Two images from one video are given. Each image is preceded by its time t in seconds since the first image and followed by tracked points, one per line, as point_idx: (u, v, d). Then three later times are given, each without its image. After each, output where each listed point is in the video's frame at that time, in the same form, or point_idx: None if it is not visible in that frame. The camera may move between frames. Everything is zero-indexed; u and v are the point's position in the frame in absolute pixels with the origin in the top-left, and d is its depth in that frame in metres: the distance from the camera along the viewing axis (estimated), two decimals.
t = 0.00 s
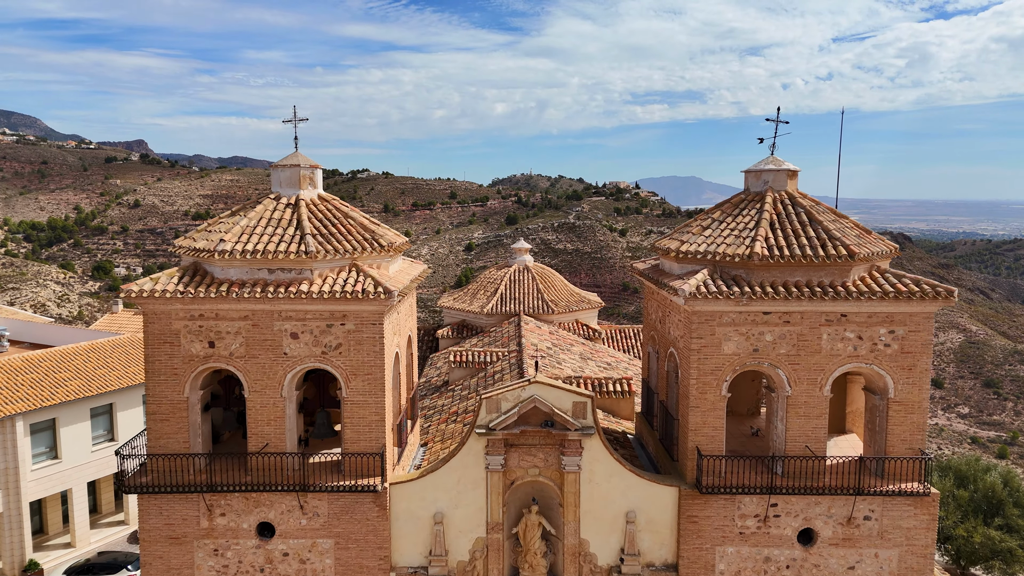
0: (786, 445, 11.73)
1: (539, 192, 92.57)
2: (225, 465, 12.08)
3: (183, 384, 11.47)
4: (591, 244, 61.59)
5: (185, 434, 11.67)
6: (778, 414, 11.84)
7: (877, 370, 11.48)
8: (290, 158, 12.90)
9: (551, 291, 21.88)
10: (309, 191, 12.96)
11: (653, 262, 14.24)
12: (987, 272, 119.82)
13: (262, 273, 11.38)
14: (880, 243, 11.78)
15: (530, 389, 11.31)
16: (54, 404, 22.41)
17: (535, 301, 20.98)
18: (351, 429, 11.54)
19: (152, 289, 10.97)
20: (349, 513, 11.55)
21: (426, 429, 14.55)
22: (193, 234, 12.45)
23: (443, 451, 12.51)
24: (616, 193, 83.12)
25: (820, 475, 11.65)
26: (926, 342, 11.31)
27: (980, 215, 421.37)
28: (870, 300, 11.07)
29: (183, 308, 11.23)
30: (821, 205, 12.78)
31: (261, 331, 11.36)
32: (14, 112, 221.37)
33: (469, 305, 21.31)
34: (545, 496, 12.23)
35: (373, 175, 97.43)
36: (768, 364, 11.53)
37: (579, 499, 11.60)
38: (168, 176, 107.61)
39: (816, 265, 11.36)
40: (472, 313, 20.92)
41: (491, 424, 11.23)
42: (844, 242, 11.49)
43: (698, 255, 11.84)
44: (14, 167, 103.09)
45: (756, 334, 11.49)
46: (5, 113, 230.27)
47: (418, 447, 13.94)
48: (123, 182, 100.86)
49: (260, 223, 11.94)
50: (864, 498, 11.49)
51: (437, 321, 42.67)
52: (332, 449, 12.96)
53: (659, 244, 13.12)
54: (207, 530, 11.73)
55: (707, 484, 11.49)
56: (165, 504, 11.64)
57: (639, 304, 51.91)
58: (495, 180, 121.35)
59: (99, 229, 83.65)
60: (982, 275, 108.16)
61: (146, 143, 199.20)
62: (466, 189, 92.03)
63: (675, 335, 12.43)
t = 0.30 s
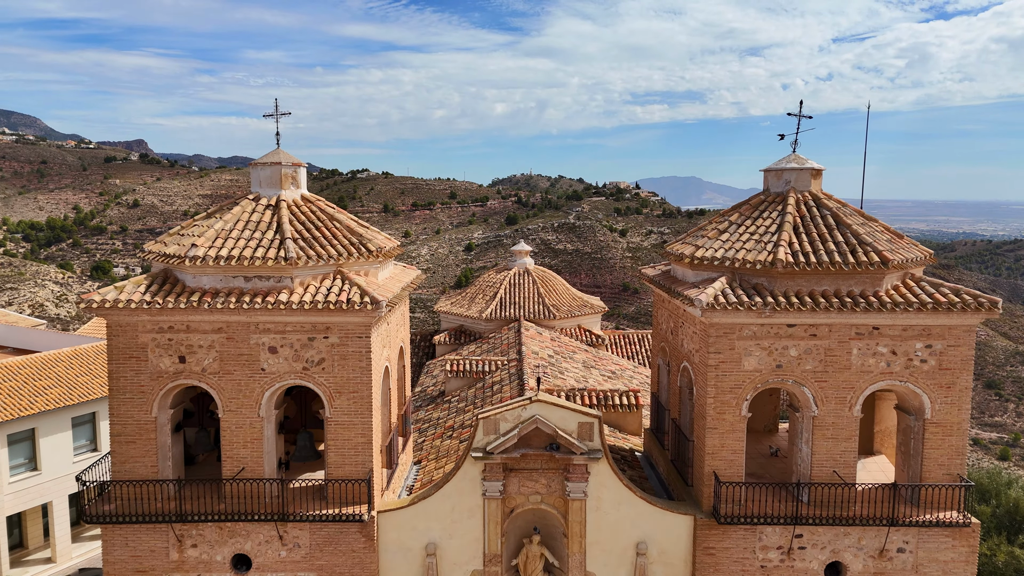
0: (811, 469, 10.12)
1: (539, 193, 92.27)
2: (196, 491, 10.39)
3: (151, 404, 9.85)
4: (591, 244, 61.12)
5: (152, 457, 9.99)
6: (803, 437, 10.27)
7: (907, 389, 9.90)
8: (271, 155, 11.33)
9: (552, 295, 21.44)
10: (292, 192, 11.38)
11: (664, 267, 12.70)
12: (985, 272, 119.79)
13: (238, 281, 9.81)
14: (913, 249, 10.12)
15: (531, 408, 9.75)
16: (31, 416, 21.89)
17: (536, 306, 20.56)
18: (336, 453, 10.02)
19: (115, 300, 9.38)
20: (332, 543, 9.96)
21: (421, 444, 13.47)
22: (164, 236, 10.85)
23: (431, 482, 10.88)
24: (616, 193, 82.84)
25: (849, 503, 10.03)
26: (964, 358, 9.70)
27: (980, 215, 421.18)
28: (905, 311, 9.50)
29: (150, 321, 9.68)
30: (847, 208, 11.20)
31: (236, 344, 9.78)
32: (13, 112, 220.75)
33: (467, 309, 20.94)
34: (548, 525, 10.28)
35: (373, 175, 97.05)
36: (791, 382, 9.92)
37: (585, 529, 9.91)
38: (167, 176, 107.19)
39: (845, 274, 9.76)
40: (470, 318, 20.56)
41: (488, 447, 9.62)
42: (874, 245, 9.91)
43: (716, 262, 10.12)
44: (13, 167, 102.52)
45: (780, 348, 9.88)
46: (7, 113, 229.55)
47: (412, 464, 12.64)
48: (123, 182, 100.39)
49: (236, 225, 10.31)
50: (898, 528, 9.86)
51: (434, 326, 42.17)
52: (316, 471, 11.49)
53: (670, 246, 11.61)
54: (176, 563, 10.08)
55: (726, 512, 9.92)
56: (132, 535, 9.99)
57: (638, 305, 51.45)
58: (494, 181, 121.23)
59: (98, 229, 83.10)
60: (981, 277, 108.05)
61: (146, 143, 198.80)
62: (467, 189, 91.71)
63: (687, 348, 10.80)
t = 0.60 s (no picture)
0: (842, 501, 9.32)
1: (539, 193, 92.10)
2: (160, 523, 9.43)
3: (110, 427, 9.05)
4: (591, 244, 60.79)
5: (113, 486, 9.18)
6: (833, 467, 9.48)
7: (950, 412, 9.13)
8: (248, 152, 10.44)
9: (553, 300, 21.09)
10: (270, 192, 10.46)
11: (675, 274, 11.95)
12: (984, 272, 119.78)
13: (207, 291, 8.97)
14: (953, 256, 9.48)
15: (532, 431, 8.99)
16: (12, 423, 21.31)
17: (536, 311, 20.21)
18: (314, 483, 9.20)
19: (67, 313, 8.54)
20: None
21: (412, 463, 12.92)
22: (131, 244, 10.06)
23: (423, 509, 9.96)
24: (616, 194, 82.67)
25: (883, 538, 9.21)
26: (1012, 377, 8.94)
27: (981, 214, 421.01)
28: (947, 326, 8.72)
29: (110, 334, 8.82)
30: (879, 211, 10.34)
31: (205, 361, 8.95)
32: (14, 112, 220.46)
33: (464, 315, 20.57)
34: (551, 559, 9.38)
35: (373, 175, 96.80)
36: (820, 404, 9.14)
37: (591, 565, 9.08)
38: (166, 176, 106.87)
39: (882, 283, 9.01)
40: (468, 324, 20.20)
41: (484, 475, 8.84)
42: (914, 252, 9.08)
43: (735, 269, 9.40)
44: (12, 167, 102.04)
45: (807, 366, 9.08)
46: (6, 113, 229.28)
47: (404, 485, 12.06)
48: (122, 182, 100.02)
49: (207, 229, 9.44)
50: (937, 566, 9.03)
51: (432, 330, 41.80)
52: (293, 500, 10.54)
53: (682, 254, 10.89)
54: None
55: (745, 548, 9.09)
56: (91, 572, 9.10)
57: (638, 306, 51.11)
58: (494, 182, 121.24)
59: (96, 229, 82.65)
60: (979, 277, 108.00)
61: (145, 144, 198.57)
62: (467, 189, 91.50)
63: (703, 364, 10.03)
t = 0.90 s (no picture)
0: (884, 538, 8.36)
1: (539, 194, 91.88)
2: (120, 563, 8.44)
3: (63, 456, 8.17)
4: (592, 245, 60.46)
5: (67, 521, 8.28)
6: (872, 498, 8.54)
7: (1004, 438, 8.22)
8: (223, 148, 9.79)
9: (554, 305, 20.70)
10: (246, 192, 9.83)
11: (692, 281, 11.31)
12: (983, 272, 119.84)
13: (173, 302, 8.17)
14: (1004, 264, 8.53)
15: (536, 460, 7.90)
16: None
17: (537, 317, 19.79)
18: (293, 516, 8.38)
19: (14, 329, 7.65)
20: None
21: (405, 485, 12.34)
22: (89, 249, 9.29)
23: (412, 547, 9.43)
24: (616, 194, 82.45)
25: None
26: None
27: (981, 214, 420.94)
28: (1002, 344, 7.75)
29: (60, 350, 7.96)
30: (920, 211, 9.30)
31: (170, 382, 8.12)
32: (14, 112, 220.26)
33: (463, 321, 20.21)
34: None
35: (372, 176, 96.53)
36: (860, 429, 8.16)
37: None
38: (166, 177, 106.55)
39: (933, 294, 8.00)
40: (466, 330, 19.82)
41: (483, 511, 7.78)
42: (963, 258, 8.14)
43: (763, 279, 8.41)
44: (11, 167, 101.53)
45: (844, 388, 8.12)
46: (6, 113, 228.99)
47: (396, 510, 11.44)
48: (121, 182, 99.62)
49: (173, 233, 8.69)
50: None
51: (431, 333, 41.47)
52: (271, 534, 9.83)
53: (699, 259, 10.08)
54: None
55: None
56: None
57: (639, 306, 50.76)
58: (493, 183, 121.21)
59: (94, 229, 82.16)
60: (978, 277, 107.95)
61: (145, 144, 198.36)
62: (466, 190, 91.23)
63: (727, 384, 9.17)
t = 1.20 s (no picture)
0: None
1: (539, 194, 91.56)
2: None
3: (5, 493, 7.72)
4: (592, 245, 60.14)
5: (10, 565, 7.82)
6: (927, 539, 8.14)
7: None
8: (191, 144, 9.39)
9: (556, 311, 20.32)
10: (217, 191, 9.45)
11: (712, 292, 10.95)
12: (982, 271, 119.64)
13: (128, 318, 7.72)
14: None
15: (544, 497, 7.30)
16: None
17: (538, 323, 19.41)
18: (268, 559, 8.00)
19: None
20: None
21: (399, 508, 11.97)
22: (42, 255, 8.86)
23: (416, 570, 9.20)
24: (616, 194, 82.14)
25: None
26: None
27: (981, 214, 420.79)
28: None
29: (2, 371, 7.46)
30: (974, 213, 8.84)
31: (125, 410, 7.69)
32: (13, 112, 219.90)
33: (463, 327, 19.86)
34: None
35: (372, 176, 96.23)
36: (915, 463, 7.74)
37: None
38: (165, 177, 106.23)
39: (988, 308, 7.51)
40: (465, 337, 19.48)
41: (482, 556, 7.29)
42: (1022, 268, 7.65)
43: (804, 286, 7.94)
44: (9, 167, 101.05)
45: (897, 417, 7.71)
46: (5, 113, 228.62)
47: (389, 538, 11.10)
48: (120, 182, 99.25)
49: (132, 238, 8.28)
50: None
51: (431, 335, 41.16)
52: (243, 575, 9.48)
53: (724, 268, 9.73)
54: None
55: None
56: None
57: (640, 307, 50.41)
58: (493, 183, 120.93)
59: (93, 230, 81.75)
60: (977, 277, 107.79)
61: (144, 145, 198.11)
62: (466, 190, 90.89)
63: (757, 409, 8.78)
